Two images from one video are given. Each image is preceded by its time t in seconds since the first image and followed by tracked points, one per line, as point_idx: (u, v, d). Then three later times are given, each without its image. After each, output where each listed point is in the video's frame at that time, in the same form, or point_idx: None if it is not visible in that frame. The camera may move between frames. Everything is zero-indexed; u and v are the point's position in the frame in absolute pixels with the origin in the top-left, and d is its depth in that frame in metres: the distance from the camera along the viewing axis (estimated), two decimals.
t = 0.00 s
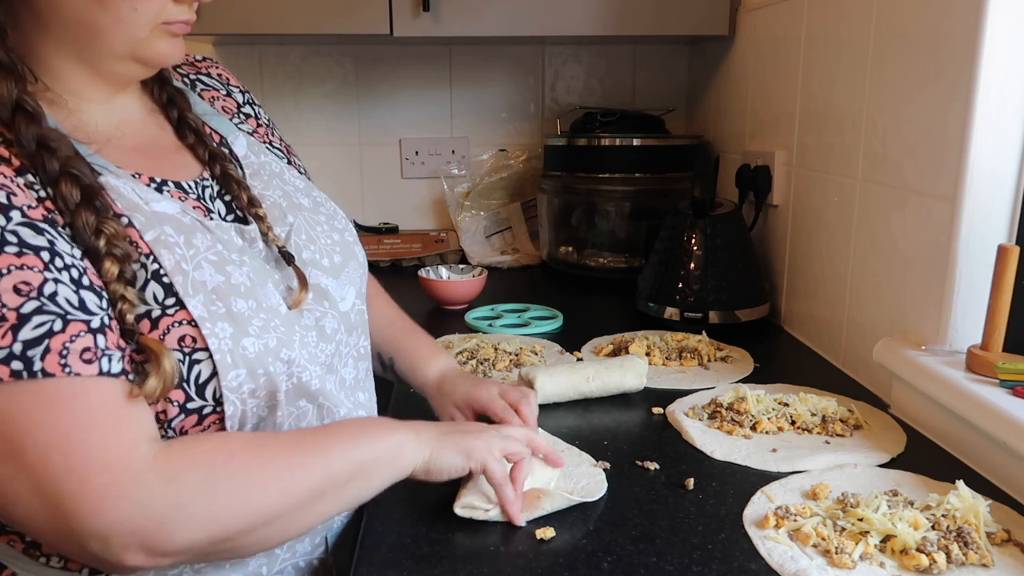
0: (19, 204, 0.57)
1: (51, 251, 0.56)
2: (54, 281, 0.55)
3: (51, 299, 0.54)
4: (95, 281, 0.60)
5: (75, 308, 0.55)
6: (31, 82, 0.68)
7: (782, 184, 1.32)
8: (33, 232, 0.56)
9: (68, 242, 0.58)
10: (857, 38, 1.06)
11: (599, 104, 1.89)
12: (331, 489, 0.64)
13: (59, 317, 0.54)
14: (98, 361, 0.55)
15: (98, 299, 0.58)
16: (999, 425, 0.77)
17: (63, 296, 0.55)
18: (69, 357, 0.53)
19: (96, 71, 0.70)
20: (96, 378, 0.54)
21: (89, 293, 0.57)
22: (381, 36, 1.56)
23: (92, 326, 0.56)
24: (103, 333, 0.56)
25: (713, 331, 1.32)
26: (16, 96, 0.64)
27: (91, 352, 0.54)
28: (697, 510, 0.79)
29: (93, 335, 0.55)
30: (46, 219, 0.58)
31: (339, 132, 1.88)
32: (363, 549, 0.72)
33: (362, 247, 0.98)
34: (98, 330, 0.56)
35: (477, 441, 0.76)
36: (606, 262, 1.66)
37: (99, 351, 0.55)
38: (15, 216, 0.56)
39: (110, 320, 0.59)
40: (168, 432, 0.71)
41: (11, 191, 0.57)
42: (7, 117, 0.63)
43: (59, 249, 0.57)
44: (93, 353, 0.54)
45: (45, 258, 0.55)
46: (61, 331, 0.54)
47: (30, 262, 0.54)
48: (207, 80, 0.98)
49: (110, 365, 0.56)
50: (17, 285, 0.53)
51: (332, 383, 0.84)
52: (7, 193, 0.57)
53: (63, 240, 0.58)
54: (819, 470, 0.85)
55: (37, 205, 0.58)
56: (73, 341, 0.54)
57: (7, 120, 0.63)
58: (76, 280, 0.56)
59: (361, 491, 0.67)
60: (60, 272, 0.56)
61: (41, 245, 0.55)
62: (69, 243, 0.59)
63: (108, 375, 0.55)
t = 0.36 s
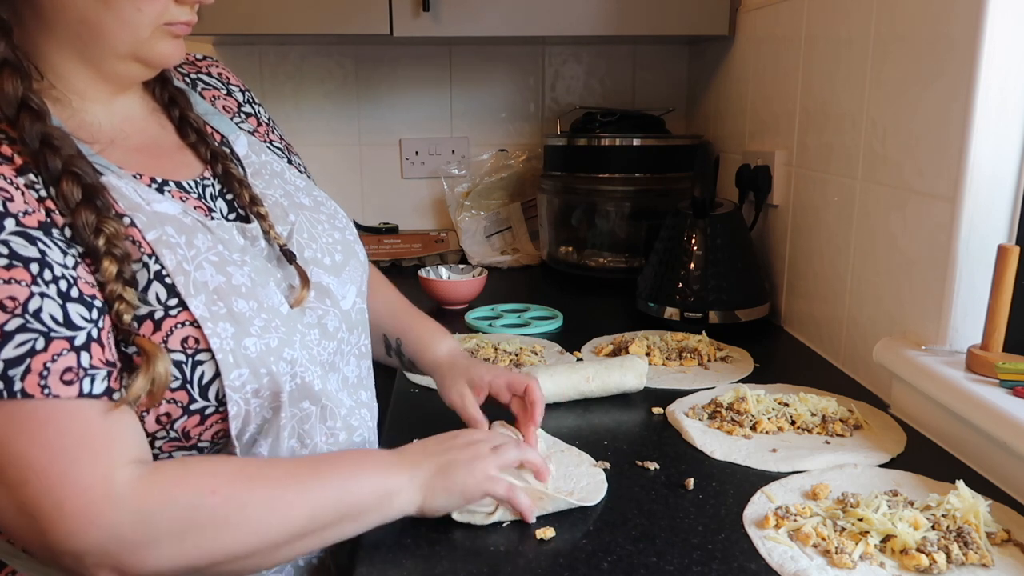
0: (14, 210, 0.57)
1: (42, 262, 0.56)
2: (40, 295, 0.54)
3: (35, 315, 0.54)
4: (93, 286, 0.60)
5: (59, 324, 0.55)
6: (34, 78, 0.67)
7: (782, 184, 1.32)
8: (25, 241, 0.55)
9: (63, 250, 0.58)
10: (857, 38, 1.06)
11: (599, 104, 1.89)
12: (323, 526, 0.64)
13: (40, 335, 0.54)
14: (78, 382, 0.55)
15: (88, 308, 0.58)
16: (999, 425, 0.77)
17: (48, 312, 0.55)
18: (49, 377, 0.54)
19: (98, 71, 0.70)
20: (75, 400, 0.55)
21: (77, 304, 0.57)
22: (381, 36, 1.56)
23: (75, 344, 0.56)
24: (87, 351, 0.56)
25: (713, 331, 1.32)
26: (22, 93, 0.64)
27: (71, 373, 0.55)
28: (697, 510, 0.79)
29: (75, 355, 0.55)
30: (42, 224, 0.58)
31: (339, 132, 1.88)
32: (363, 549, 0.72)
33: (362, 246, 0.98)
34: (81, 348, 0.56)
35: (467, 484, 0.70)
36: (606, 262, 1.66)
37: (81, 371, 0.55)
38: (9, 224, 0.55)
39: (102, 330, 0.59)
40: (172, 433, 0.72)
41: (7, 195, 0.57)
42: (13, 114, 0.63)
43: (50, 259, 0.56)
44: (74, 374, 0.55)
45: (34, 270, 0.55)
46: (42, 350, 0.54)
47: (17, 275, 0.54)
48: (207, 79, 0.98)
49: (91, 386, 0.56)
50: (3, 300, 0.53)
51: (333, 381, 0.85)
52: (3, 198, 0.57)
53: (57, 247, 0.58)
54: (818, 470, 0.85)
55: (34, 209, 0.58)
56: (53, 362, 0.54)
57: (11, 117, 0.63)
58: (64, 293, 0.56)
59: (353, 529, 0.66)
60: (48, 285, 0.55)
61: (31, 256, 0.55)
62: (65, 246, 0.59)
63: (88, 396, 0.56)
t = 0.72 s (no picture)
0: (13, 218, 0.57)
1: (39, 273, 0.55)
2: (36, 307, 0.54)
3: (31, 328, 0.54)
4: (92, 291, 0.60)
5: (56, 336, 0.55)
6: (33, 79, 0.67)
7: (782, 184, 1.32)
8: (23, 251, 0.55)
9: (61, 258, 0.58)
10: (857, 38, 1.06)
11: (599, 104, 1.89)
12: (317, 538, 0.64)
13: (36, 348, 0.54)
14: (74, 397, 0.55)
15: (86, 318, 0.58)
16: (999, 425, 0.77)
17: (44, 323, 0.55)
18: (45, 392, 0.54)
19: (93, 71, 0.70)
20: (68, 415, 0.55)
21: (75, 313, 0.57)
22: (381, 36, 1.56)
23: (71, 357, 0.56)
24: (85, 365, 0.57)
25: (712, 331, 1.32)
26: (20, 96, 0.64)
27: (67, 387, 0.55)
28: (697, 510, 0.79)
29: (72, 369, 0.56)
30: (41, 232, 0.58)
31: (339, 131, 1.88)
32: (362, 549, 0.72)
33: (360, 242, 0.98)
34: (78, 362, 0.56)
35: (465, 498, 0.71)
36: (606, 262, 1.66)
37: (78, 385, 0.56)
38: (7, 233, 0.55)
39: (101, 339, 0.59)
40: (182, 435, 0.72)
41: (6, 203, 0.57)
42: (12, 117, 0.63)
43: (47, 269, 0.56)
44: (69, 389, 0.55)
45: (32, 281, 0.55)
46: (38, 364, 0.54)
47: (14, 287, 0.54)
48: (198, 65, 0.98)
49: (87, 400, 0.56)
50: None
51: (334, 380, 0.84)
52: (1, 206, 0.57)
53: (56, 256, 0.58)
54: (819, 470, 0.85)
55: (33, 217, 0.58)
56: (50, 376, 0.54)
57: (11, 120, 0.63)
58: (60, 304, 0.56)
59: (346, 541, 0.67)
60: (45, 297, 0.55)
61: (29, 267, 0.55)
62: (66, 253, 0.59)
63: (84, 410, 0.56)
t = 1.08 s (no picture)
0: (11, 218, 0.57)
1: (36, 273, 0.55)
2: (33, 307, 0.54)
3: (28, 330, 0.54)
4: (89, 289, 0.60)
5: (53, 337, 0.55)
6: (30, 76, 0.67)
7: (782, 183, 1.32)
8: (21, 251, 0.55)
9: (59, 258, 0.58)
10: (857, 38, 1.06)
11: (599, 104, 1.89)
12: (317, 540, 0.64)
13: (33, 348, 0.54)
14: (71, 397, 0.55)
15: (83, 318, 0.58)
16: (999, 425, 0.77)
17: (41, 324, 0.55)
18: (40, 392, 0.54)
19: (88, 72, 0.70)
20: (62, 415, 0.55)
21: (72, 314, 0.57)
22: (381, 36, 1.56)
23: (68, 357, 0.56)
24: (82, 366, 0.57)
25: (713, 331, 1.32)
26: (17, 94, 0.64)
27: (63, 388, 0.55)
28: (697, 510, 0.79)
29: (68, 370, 0.56)
30: (39, 232, 0.58)
31: (339, 132, 1.88)
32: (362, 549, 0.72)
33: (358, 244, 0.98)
34: (75, 362, 0.56)
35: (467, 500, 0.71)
36: (606, 262, 1.66)
37: (74, 386, 0.55)
38: (5, 232, 0.55)
39: (98, 340, 0.59)
40: (180, 436, 0.72)
41: (4, 202, 0.57)
42: (8, 115, 0.63)
43: (45, 268, 0.56)
44: (65, 390, 0.55)
45: (29, 281, 0.55)
46: (35, 364, 0.54)
47: (12, 287, 0.54)
48: (202, 75, 0.98)
49: (83, 401, 0.56)
50: None
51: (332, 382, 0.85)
52: None
53: (54, 255, 0.57)
54: (819, 470, 0.85)
55: (31, 217, 0.58)
56: (46, 376, 0.54)
57: (7, 118, 0.63)
58: (58, 304, 0.56)
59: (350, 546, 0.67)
60: (42, 297, 0.55)
61: (26, 267, 0.55)
62: (64, 253, 0.59)
63: (80, 411, 0.56)
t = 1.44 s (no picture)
0: (24, 205, 0.57)
1: (49, 258, 0.56)
2: (45, 290, 0.55)
3: (38, 311, 0.54)
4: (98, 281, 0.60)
5: (62, 321, 0.55)
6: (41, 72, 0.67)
7: (782, 184, 1.32)
8: (33, 236, 0.56)
9: (71, 246, 0.58)
10: (857, 38, 1.06)
11: (599, 104, 1.89)
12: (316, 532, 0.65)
13: (42, 330, 0.54)
14: (78, 379, 0.55)
15: (91, 305, 0.57)
16: (999, 425, 0.77)
17: (52, 307, 0.55)
18: (49, 373, 0.53)
19: (103, 70, 0.70)
20: (71, 397, 0.55)
21: (82, 301, 0.57)
22: (380, 36, 1.56)
23: (77, 341, 0.56)
24: (89, 351, 0.56)
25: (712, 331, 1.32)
26: (28, 87, 0.64)
27: (71, 370, 0.55)
28: (697, 510, 0.79)
29: (76, 352, 0.55)
30: (51, 220, 0.58)
31: (339, 131, 1.88)
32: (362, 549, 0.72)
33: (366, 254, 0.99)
34: (83, 347, 0.56)
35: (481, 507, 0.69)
36: (606, 262, 1.66)
37: (81, 368, 0.55)
38: (18, 217, 0.56)
39: (104, 328, 0.59)
40: (173, 432, 0.72)
41: (17, 189, 0.57)
42: (19, 108, 0.64)
43: (58, 255, 0.57)
44: (73, 371, 0.55)
45: (41, 265, 0.55)
46: (44, 345, 0.54)
47: (24, 270, 0.54)
48: (218, 85, 0.99)
49: (91, 385, 0.56)
50: (7, 293, 0.53)
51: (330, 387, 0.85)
52: (13, 192, 0.57)
53: (64, 244, 0.58)
54: (818, 470, 0.85)
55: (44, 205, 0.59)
56: (54, 357, 0.54)
57: (16, 110, 0.64)
58: (68, 289, 0.56)
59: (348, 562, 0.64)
60: (53, 282, 0.55)
61: (39, 251, 0.55)
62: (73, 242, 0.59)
63: (88, 394, 0.55)
